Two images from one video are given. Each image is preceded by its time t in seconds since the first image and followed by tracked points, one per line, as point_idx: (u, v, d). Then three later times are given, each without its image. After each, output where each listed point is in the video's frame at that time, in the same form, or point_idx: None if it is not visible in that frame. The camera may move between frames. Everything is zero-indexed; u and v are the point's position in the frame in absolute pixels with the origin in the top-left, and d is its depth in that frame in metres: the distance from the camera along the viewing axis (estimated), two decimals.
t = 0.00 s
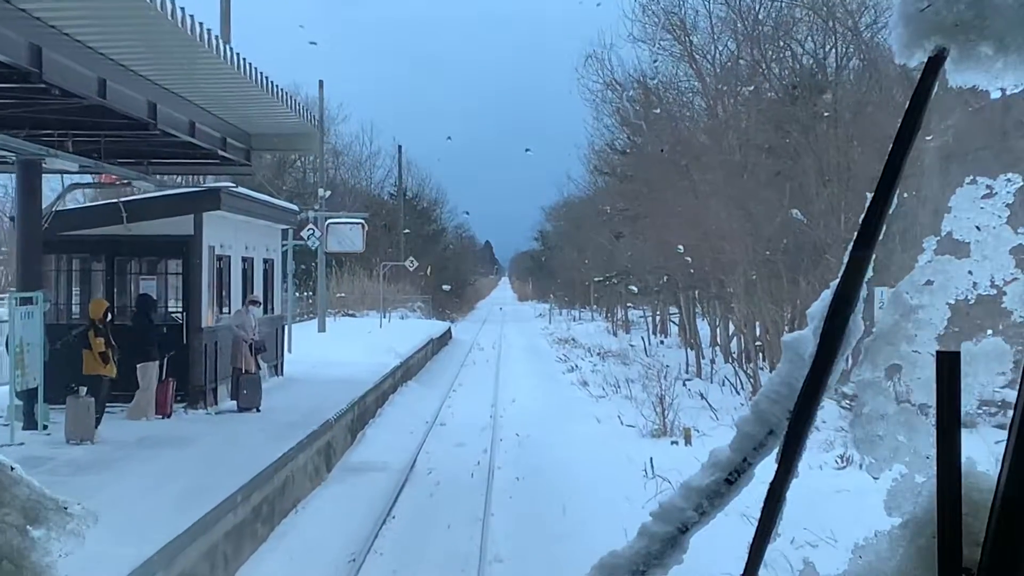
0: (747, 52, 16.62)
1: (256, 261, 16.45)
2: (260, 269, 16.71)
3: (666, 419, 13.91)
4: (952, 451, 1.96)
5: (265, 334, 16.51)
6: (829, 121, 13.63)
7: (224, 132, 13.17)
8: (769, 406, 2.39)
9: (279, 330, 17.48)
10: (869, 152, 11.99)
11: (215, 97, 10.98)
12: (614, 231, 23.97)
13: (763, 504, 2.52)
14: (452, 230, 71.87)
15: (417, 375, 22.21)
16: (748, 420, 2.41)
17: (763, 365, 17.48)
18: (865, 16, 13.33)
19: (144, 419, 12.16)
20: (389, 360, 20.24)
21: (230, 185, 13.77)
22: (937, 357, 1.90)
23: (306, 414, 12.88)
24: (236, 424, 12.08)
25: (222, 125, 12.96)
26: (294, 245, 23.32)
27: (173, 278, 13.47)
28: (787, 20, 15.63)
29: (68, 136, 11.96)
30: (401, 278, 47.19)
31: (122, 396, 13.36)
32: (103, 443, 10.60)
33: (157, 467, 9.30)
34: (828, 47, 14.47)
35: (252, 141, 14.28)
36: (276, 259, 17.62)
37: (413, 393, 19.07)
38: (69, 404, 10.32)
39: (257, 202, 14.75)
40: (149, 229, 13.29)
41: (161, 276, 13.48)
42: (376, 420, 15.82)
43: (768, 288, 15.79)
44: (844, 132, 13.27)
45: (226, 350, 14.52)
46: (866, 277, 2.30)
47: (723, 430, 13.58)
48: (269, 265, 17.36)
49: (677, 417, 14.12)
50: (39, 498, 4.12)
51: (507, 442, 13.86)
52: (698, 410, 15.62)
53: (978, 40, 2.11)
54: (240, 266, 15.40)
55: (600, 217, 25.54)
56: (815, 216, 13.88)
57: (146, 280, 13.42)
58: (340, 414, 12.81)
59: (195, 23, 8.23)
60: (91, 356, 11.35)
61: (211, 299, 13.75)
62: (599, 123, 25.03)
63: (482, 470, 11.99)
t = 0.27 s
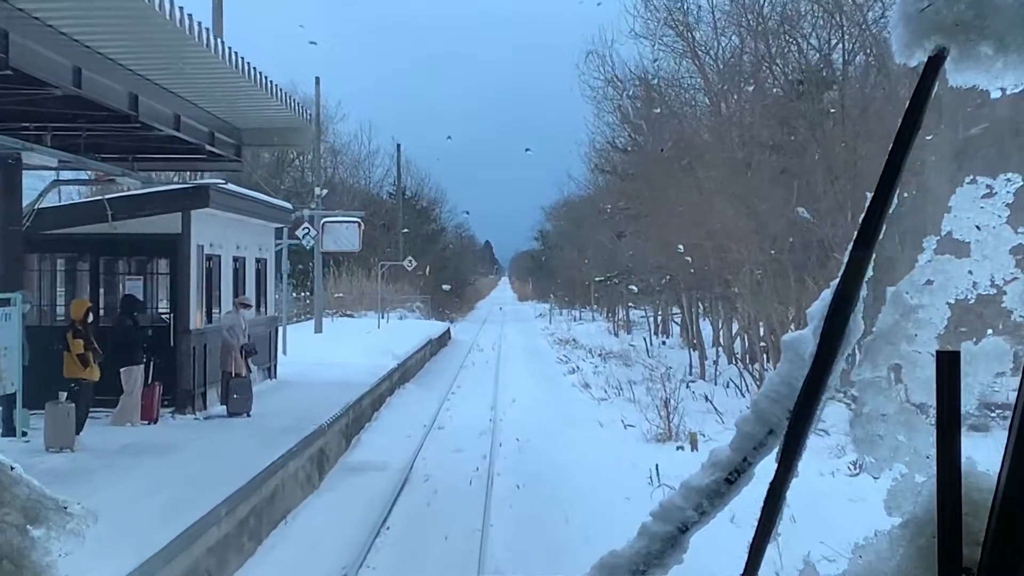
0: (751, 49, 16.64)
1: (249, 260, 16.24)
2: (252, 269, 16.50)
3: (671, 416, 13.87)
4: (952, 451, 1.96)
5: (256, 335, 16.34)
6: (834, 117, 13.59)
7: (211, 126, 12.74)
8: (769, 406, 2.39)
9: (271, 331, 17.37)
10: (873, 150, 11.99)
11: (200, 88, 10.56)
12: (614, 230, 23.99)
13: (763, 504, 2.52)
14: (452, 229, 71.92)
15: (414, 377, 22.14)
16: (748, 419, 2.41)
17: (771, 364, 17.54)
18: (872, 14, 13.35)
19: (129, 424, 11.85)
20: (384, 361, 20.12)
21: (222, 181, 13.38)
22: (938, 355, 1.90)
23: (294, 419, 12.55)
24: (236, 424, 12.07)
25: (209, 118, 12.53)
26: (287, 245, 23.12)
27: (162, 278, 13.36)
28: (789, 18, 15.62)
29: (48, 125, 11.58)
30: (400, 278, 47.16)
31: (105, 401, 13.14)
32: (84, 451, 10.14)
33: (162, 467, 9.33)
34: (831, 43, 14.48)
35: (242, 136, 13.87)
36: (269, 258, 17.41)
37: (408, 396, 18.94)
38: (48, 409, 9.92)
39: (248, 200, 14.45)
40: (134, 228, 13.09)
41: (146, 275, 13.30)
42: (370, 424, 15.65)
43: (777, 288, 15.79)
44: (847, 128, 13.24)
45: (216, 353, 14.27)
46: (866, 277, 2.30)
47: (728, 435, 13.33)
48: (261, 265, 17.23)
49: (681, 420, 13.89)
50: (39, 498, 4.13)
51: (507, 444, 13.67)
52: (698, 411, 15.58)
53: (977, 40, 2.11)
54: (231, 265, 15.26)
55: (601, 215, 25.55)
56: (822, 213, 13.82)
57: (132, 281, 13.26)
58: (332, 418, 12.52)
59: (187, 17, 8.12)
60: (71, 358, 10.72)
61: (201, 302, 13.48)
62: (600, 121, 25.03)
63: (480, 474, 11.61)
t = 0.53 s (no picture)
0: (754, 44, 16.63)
1: (239, 260, 16.13)
2: (243, 269, 16.40)
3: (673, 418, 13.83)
4: (952, 453, 1.96)
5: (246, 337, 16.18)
6: (838, 112, 13.56)
7: (199, 121, 12.22)
8: (770, 406, 2.39)
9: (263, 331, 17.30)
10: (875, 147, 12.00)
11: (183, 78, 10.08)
12: (615, 229, 24.00)
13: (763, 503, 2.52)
14: (451, 229, 71.96)
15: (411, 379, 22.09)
16: (748, 419, 2.41)
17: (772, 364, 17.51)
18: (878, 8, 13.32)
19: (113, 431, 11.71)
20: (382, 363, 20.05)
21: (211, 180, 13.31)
22: (939, 355, 1.91)
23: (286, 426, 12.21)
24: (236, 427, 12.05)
25: (196, 113, 11.99)
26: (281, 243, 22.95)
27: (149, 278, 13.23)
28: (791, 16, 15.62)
29: (27, 120, 11.20)
30: (398, 278, 47.13)
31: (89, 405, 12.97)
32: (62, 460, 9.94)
33: (163, 471, 9.35)
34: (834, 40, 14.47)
35: (231, 132, 13.25)
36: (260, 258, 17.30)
37: (405, 400, 18.80)
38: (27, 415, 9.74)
39: (238, 198, 14.34)
40: (118, 227, 12.97)
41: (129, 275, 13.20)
42: (366, 429, 15.39)
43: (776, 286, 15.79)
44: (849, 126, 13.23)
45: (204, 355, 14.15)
46: (866, 277, 2.30)
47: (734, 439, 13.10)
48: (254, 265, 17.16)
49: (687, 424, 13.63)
50: (39, 497, 4.12)
51: (506, 450, 13.38)
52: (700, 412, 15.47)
53: (977, 40, 2.11)
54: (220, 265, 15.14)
55: (601, 213, 25.56)
56: (830, 211, 13.79)
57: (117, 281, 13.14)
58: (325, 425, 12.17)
59: (179, 13, 8.01)
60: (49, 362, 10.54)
61: (188, 303, 13.44)
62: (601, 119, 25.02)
63: (479, 484, 11.20)
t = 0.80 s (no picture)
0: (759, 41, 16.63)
1: (231, 259, 15.89)
2: (235, 269, 16.15)
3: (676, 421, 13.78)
4: (951, 453, 1.96)
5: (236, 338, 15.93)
6: (848, 107, 13.52)
7: (186, 115, 12.10)
8: (770, 406, 2.39)
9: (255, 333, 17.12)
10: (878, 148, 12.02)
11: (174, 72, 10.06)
12: (616, 229, 24.02)
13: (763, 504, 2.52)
14: (451, 229, 71.96)
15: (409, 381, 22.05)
16: (748, 420, 2.41)
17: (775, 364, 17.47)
18: (885, 1, 13.28)
19: (95, 437, 11.34)
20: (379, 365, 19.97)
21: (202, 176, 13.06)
22: (938, 354, 1.91)
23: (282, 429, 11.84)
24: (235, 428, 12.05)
25: (183, 105, 11.90)
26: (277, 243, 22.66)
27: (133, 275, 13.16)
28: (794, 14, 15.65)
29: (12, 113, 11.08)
30: (397, 278, 47.09)
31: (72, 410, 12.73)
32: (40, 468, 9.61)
33: (162, 470, 9.38)
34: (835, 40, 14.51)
35: (220, 125, 13.25)
36: (254, 258, 17.13)
37: (402, 403, 18.63)
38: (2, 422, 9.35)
39: (231, 196, 14.09)
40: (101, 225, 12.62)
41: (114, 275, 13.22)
42: (363, 432, 15.11)
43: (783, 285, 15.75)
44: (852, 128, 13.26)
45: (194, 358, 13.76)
46: (867, 277, 2.30)
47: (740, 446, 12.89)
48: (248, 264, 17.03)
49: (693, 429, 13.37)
50: (39, 497, 4.10)
51: (507, 456, 13.11)
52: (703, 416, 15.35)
53: (978, 40, 2.11)
54: (211, 263, 14.87)
55: (602, 212, 25.57)
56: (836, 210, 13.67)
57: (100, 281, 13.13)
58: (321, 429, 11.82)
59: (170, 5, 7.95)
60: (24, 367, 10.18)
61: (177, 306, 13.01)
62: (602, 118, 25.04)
63: (479, 491, 10.88)
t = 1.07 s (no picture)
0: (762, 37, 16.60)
1: (222, 258, 15.64)
2: (227, 267, 15.88)
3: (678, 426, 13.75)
4: (951, 454, 1.96)
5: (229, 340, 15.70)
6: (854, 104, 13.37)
7: (171, 106, 11.89)
8: (770, 406, 2.39)
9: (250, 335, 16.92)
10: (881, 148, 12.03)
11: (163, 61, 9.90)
12: (617, 229, 24.02)
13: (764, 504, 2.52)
14: (451, 229, 71.97)
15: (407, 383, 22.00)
16: (748, 419, 2.41)
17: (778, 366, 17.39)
18: None
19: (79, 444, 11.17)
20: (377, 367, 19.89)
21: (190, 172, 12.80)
22: (939, 355, 1.91)
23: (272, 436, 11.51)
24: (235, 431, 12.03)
25: (166, 96, 11.68)
26: (273, 242, 22.42)
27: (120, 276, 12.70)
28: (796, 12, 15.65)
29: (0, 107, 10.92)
30: (396, 278, 47.08)
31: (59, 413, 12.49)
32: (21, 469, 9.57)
33: (161, 473, 9.41)
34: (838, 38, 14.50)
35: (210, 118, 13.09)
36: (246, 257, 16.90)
37: (400, 405, 18.53)
38: None
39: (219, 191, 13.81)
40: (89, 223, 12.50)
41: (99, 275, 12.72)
42: (359, 436, 14.94)
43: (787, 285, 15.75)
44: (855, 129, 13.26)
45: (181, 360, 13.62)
46: (867, 277, 2.29)
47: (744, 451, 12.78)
48: (243, 264, 16.91)
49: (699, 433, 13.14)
50: (40, 497, 4.09)
51: (506, 463, 12.91)
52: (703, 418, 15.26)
53: (978, 40, 2.11)
54: (202, 262, 14.65)
55: (603, 211, 25.57)
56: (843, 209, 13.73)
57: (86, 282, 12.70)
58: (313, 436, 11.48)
59: None
60: None
61: (162, 305, 12.93)
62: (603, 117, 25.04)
63: (476, 500, 10.68)
